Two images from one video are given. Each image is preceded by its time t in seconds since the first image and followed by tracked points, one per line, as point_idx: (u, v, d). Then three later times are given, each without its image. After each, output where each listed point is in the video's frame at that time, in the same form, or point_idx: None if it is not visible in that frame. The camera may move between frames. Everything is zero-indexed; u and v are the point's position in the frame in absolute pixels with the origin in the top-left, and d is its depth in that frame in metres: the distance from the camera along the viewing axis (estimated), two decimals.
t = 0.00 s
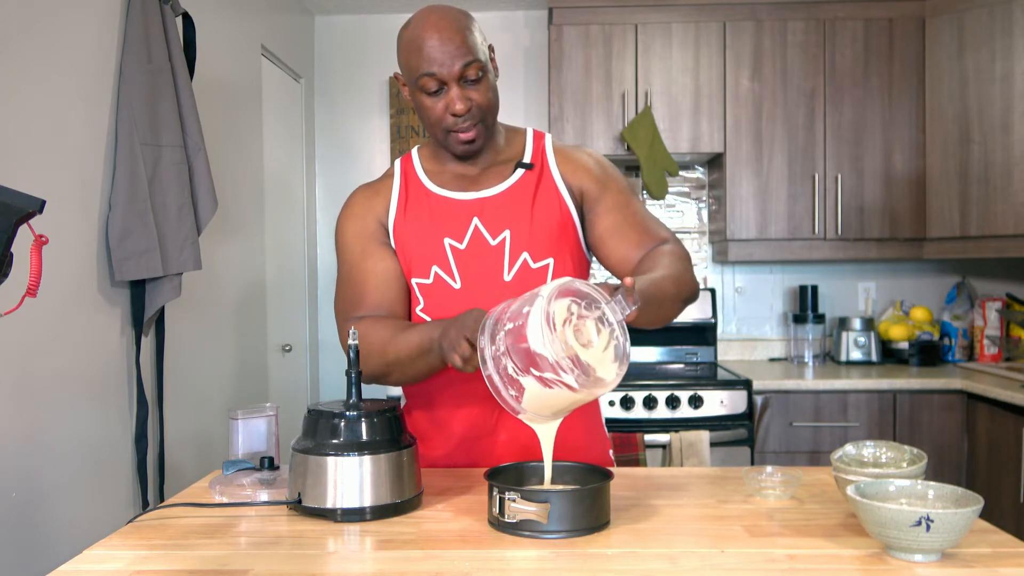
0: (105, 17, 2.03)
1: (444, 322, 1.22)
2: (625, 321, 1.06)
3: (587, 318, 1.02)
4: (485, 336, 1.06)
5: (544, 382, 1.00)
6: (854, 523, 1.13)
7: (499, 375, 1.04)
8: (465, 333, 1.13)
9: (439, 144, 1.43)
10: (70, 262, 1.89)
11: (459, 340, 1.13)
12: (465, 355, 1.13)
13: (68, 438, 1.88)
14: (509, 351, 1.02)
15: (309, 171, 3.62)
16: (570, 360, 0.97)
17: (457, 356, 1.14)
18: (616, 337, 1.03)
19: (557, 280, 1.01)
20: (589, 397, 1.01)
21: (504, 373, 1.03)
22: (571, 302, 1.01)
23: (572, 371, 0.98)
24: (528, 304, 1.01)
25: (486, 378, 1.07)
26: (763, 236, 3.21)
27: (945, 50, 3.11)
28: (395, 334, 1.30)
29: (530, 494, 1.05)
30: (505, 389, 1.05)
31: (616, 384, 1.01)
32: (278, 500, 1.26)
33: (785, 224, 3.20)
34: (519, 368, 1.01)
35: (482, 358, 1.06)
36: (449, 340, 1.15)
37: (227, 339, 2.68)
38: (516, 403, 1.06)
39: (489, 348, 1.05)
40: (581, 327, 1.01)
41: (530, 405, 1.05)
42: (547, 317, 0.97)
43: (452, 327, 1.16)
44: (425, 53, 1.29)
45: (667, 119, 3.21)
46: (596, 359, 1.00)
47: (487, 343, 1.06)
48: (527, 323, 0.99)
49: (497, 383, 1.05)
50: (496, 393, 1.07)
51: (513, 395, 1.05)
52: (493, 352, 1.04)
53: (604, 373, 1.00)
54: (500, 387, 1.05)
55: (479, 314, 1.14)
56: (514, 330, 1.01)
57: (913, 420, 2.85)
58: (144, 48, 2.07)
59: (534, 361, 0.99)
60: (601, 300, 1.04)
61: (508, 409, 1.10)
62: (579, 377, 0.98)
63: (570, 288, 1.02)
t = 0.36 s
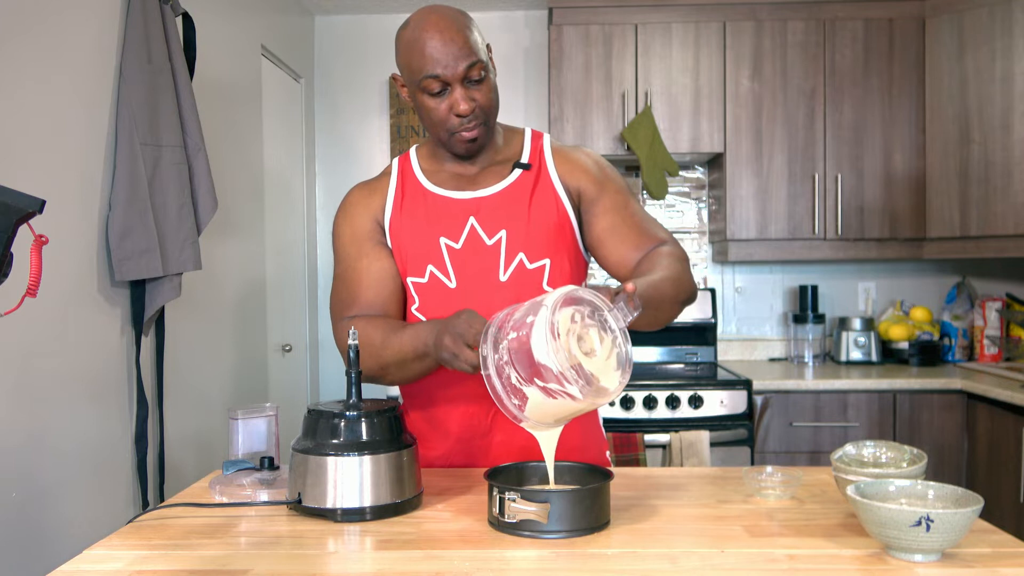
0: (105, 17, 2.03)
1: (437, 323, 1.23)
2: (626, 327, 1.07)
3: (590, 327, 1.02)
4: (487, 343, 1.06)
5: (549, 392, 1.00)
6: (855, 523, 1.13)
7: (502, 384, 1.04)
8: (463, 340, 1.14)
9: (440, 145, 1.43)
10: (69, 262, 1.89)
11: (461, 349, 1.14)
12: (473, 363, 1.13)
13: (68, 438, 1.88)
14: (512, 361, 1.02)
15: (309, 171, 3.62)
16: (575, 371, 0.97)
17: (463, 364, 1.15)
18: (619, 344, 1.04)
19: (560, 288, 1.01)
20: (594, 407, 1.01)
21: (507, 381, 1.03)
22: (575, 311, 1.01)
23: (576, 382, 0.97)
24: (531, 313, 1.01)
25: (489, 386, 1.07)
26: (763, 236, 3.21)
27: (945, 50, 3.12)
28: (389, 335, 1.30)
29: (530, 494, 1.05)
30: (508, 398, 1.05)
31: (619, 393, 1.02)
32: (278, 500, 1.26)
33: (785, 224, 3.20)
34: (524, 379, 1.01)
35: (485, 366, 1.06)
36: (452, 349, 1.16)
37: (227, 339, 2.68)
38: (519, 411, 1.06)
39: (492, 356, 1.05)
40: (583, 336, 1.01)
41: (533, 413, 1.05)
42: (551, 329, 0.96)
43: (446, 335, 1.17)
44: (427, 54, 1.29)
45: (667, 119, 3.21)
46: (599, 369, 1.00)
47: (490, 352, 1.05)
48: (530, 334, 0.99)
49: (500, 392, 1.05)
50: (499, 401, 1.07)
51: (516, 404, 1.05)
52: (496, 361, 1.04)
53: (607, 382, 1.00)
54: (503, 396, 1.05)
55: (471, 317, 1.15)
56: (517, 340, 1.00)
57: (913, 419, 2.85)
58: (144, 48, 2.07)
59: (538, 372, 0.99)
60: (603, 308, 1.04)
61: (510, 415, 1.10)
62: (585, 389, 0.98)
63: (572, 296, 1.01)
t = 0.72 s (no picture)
0: (105, 17, 2.03)
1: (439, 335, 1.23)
2: (626, 320, 1.07)
3: (592, 319, 1.02)
4: (488, 330, 1.06)
5: (548, 382, 1.00)
6: (854, 523, 1.13)
7: (501, 372, 1.04)
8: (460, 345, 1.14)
9: (438, 145, 1.43)
10: (70, 262, 1.89)
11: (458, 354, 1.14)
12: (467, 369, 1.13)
13: (68, 439, 1.88)
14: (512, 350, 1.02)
15: (309, 171, 3.61)
16: (575, 362, 0.97)
17: (457, 370, 1.14)
18: (620, 337, 1.03)
19: (563, 279, 1.01)
20: (592, 399, 1.01)
21: (506, 370, 1.03)
22: (577, 302, 1.01)
23: (575, 374, 0.97)
24: (534, 303, 1.01)
25: (488, 374, 1.07)
26: (763, 236, 3.21)
27: (945, 50, 3.12)
28: (393, 341, 1.30)
29: (530, 494, 1.04)
30: (506, 386, 1.05)
31: (618, 386, 1.02)
32: (278, 501, 1.26)
33: (785, 224, 3.20)
34: (523, 368, 1.01)
35: (485, 355, 1.06)
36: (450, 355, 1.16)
37: (227, 339, 2.68)
38: (516, 399, 1.06)
39: (492, 343, 1.05)
40: (585, 327, 1.01)
41: (531, 402, 1.05)
42: (553, 319, 0.96)
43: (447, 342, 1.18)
44: (423, 56, 1.29)
45: (667, 119, 3.21)
46: (599, 361, 1.00)
47: (490, 339, 1.05)
48: (532, 324, 0.99)
49: (499, 379, 1.05)
50: (497, 389, 1.07)
51: (514, 392, 1.05)
52: (496, 349, 1.04)
53: (607, 375, 1.00)
54: (502, 383, 1.05)
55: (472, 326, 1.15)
56: (519, 328, 1.00)
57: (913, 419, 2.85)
58: (144, 48, 2.07)
59: (538, 361, 0.99)
60: (605, 301, 1.04)
61: (508, 405, 1.10)
62: (583, 380, 0.98)
63: (574, 287, 1.01)
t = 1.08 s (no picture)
0: (105, 17, 2.03)
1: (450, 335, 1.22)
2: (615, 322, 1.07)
3: (578, 321, 1.02)
4: (476, 334, 1.06)
5: (535, 384, 1.00)
6: (854, 523, 1.13)
7: (490, 375, 1.04)
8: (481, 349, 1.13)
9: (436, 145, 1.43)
10: (70, 262, 1.89)
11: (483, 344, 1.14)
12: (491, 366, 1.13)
13: (68, 438, 1.88)
14: (499, 351, 1.02)
15: (309, 171, 3.61)
16: (560, 363, 0.97)
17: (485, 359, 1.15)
18: (608, 338, 1.03)
19: (549, 281, 1.01)
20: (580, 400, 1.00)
21: (494, 373, 1.03)
22: (562, 304, 1.01)
23: (561, 374, 0.97)
24: (519, 305, 1.01)
25: (477, 378, 1.06)
26: (763, 236, 3.21)
27: (945, 50, 3.12)
28: (395, 338, 1.30)
29: (529, 494, 1.04)
30: (495, 389, 1.04)
31: (607, 387, 1.01)
32: (278, 501, 1.26)
33: (785, 224, 3.20)
34: (510, 370, 1.01)
35: (474, 358, 1.06)
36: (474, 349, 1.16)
37: (228, 339, 2.68)
38: (505, 402, 1.05)
39: (480, 347, 1.04)
40: (571, 329, 1.01)
41: (519, 405, 1.04)
42: (538, 319, 0.96)
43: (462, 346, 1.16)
44: (419, 57, 1.29)
45: (667, 119, 3.21)
46: (586, 361, 0.99)
47: (478, 343, 1.05)
48: (517, 325, 0.99)
49: (487, 382, 1.05)
50: (486, 393, 1.07)
51: (503, 395, 1.04)
52: (484, 352, 1.04)
53: (595, 375, 0.99)
54: (491, 387, 1.05)
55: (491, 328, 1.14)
56: (504, 330, 1.00)
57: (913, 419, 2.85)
58: (144, 48, 2.07)
59: (525, 362, 0.98)
60: (593, 303, 1.04)
61: (498, 410, 1.09)
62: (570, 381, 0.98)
63: (561, 289, 1.01)
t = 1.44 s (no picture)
0: (104, 17, 2.03)
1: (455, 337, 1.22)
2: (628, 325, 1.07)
3: (593, 325, 1.02)
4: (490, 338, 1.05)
5: (551, 389, 1.00)
6: (854, 522, 1.13)
7: (504, 380, 1.04)
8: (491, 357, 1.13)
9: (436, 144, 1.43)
10: (70, 261, 1.89)
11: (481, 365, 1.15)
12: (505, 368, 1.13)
13: (68, 439, 1.88)
14: (515, 357, 1.01)
15: (309, 171, 3.61)
16: (579, 370, 0.98)
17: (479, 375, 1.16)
18: (621, 341, 1.04)
19: (564, 285, 1.01)
20: (596, 405, 1.01)
21: (509, 378, 1.03)
22: (579, 309, 1.01)
23: (579, 381, 0.98)
24: (536, 310, 1.00)
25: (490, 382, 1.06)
26: (763, 236, 3.21)
27: (945, 50, 3.12)
28: (395, 337, 1.30)
29: (530, 494, 1.05)
30: (509, 394, 1.04)
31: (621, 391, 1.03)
32: (278, 500, 1.26)
33: (785, 224, 3.20)
34: (527, 375, 1.01)
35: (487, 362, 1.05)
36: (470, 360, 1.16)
37: (228, 339, 2.68)
38: (519, 407, 1.05)
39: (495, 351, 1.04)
40: (587, 334, 1.01)
41: (534, 409, 1.05)
42: (556, 325, 0.96)
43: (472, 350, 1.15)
44: (414, 58, 1.29)
45: (667, 119, 3.21)
46: (602, 367, 1.01)
47: (492, 346, 1.05)
48: (535, 330, 0.98)
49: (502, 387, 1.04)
50: (500, 397, 1.07)
51: (517, 400, 1.05)
52: (499, 356, 1.04)
53: (610, 381, 1.00)
54: (504, 392, 1.04)
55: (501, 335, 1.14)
56: (522, 336, 1.00)
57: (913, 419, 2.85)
58: (144, 48, 2.07)
59: (542, 368, 0.99)
60: (608, 307, 1.04)
61: (510, 412, 1.10)
62: (587, 387, 0.98)
63: (577, 293, 1.01)
